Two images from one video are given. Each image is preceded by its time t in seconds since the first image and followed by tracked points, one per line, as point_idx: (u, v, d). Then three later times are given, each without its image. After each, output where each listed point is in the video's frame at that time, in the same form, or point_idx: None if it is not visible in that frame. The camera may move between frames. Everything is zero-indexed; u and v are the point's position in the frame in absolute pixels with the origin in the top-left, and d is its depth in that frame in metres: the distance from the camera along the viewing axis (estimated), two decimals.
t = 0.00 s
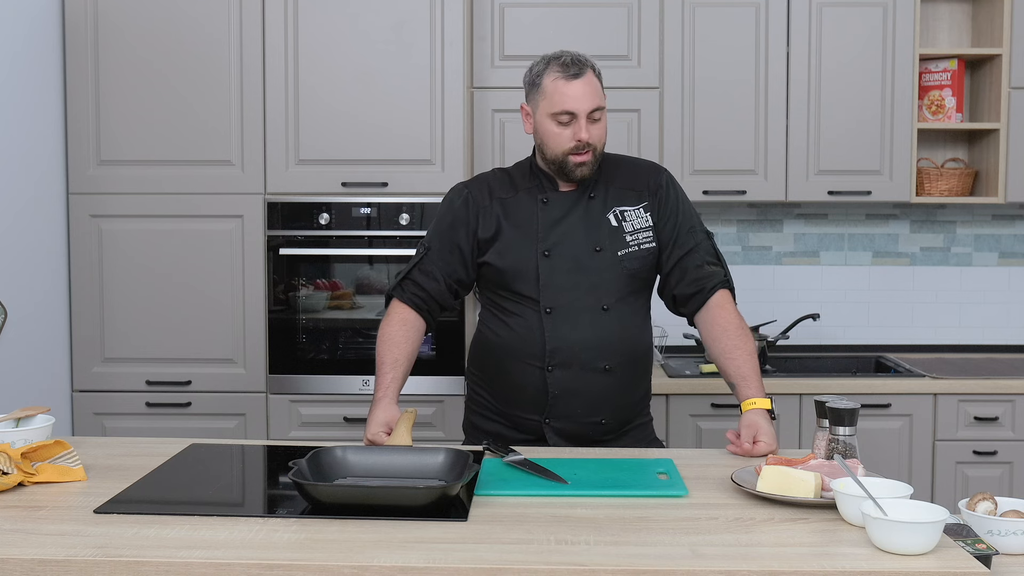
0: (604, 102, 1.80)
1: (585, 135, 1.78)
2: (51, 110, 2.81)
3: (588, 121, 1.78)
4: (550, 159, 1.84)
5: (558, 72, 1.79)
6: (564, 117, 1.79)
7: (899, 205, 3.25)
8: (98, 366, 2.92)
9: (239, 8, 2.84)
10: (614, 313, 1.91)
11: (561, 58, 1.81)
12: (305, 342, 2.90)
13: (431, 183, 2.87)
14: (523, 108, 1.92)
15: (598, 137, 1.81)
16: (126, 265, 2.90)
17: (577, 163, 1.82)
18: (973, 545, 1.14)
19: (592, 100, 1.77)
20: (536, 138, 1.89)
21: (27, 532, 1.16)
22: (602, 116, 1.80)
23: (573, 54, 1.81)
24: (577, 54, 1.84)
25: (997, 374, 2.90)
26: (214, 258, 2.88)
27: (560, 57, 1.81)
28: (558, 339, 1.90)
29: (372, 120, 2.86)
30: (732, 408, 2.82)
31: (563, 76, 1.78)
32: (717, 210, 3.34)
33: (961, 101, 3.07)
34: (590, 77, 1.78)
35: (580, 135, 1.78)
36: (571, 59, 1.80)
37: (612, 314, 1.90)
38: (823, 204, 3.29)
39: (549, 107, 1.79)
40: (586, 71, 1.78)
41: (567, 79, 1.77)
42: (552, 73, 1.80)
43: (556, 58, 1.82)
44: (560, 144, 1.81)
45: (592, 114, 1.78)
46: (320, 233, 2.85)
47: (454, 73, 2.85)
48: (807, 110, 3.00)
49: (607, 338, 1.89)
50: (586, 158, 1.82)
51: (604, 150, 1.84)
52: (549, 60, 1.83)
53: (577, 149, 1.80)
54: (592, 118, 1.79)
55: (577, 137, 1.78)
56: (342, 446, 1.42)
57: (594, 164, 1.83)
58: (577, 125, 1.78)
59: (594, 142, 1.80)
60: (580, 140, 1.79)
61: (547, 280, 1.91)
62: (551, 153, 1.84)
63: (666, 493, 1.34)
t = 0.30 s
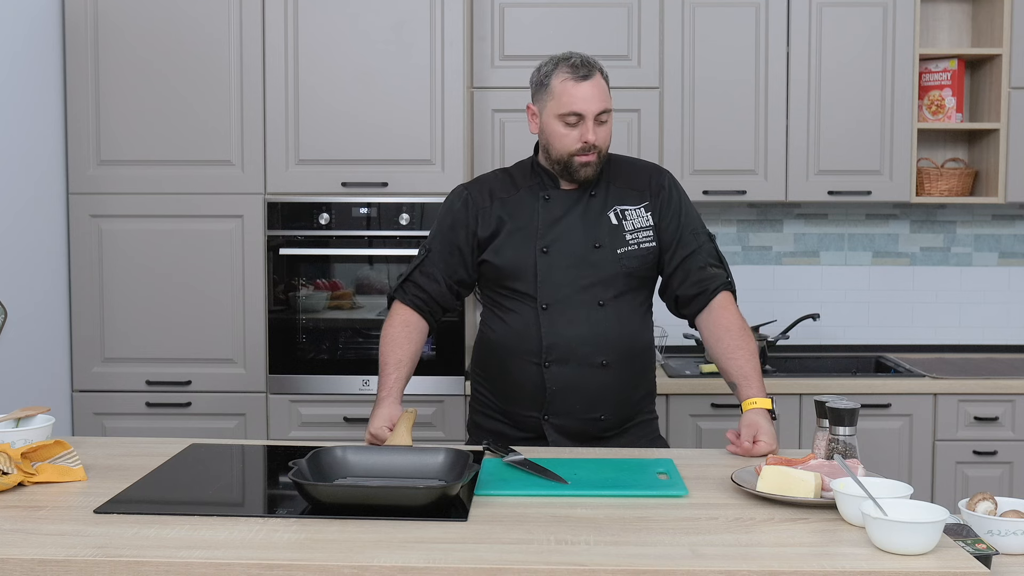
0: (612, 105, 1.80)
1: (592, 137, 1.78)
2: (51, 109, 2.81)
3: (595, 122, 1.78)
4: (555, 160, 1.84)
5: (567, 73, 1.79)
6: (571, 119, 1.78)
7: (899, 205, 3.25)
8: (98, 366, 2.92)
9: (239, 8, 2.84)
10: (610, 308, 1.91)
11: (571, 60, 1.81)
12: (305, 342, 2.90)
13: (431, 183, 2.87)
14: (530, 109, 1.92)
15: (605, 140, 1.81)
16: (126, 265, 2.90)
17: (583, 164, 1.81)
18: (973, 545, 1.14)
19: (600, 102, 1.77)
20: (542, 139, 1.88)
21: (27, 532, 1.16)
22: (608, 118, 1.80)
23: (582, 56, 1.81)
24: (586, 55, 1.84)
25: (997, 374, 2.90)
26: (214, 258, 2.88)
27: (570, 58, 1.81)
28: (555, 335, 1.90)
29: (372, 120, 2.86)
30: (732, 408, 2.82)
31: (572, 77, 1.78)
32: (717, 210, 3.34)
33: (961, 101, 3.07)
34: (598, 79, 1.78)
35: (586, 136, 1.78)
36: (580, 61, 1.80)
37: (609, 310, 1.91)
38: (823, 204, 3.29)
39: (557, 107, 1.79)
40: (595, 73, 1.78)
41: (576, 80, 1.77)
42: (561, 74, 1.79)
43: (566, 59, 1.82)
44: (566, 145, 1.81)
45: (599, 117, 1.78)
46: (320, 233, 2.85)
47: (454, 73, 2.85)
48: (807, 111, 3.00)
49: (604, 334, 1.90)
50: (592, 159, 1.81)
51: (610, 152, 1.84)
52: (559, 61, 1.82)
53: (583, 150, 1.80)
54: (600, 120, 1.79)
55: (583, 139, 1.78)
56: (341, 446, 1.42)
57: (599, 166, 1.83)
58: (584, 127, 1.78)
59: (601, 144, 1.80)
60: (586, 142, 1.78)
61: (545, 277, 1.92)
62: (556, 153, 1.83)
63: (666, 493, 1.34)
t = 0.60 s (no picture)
0: (613, 97, 1.80)
1: (592, 130, 1.78)
2: (51, 109, 2.81)
3: (596, 116, 1.78)
4: (557, 154, 1.84)
5: (567, 68, 1.79)
6: (572, 112, 1.78)
7: (899, 205, 3.25)
8: (98, 366, 2.92)
9: (239, 8, 2.84)
10: (610, 305, 1.91)
11: (571, 54, 1.81)
12: (305, 342, 2.89)
13: (431, 183, 2.87)
14: (531, 105, 1.92)
15: (606, 133, 1.81)
16: (126, 265, 2.90)
17: (585, 157, 1.82)
18: (973, 545, 1.14)
19: (600, 95, 1.77)
20: (543, 134, 1.89)
21: (27, 532, 1.16)
22: (609, 111, 1.80)
23: (582, 51, 1.81)
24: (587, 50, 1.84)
25: (997, 374, 2.90)
26: (214, 258, 2.88)
27: (570, 53, 1.81)
28: (554, 332, 1.90)
29: (372, 120, 2.86)
30: (732, 408, 2.82)
31: (572, 70, 1.78)
32: (717, 210, 3.34)
33: (961, 101, 3.07)
34: (598, 73, 1.78)
35: (586, 129, 1.78)
36: (580, 55, 1.80)
37: (608, 307, 1.91)
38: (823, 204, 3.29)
39: (558, 101, 1.79)
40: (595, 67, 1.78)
41: (576, 73, 1.77)
42: (561, 69, 1.79)
43: (566, 54, 1.82)
44: (567, 138, 1.81)
45: (599, 110, 1.78)
46: (320, 233, 2.85)
47: (454, 73, 2.85)
48: (807, 111, 3.00)
49: (603, 331, 1.90)
50: (593, 152, 1.81)
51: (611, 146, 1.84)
52: (559, 56, 1.82)
53: (585, 144, 1.80)
54: (601, 114, 1.78)
55: (584, 132, 1.78)
56: (341, 446, 1.42)
57: (601, 159, 1.83)
58: (584, 120, 1.78)
59: (602, 137, 1.80)
60: (587, 135, 1.78)
61: (545, 274, 1.92)
62: (557, 147, 1.84)
63: (666, 493, 1.34)
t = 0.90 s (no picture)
0: (613, 97, 1.80)
1: (591, 129, 1.77)
2: (51, 109, 2.81)
3: (596, 115, 1.78)
4: (555, 152, 1.84)
5: (568, 66, 1.79)
6: (571, 110, 1.78)
7: (899, 205, 3.25)
8: (98, 366, 2.92)
9: (239, 8, 2.84)
10: (614, 305, 1.91)
11: (572, 53, 1.81)
12: (305, 342, 2.90)
13: (431, 183, 2.87)
14: (532, 104, 1.91)
15: (605, 133, 1.80)
16: (126, 265, 2.90)
17: (583, 156, 1.82)
18: (973, 545, 1.14)
19: (600, 94, 1.77)
20: (542, 132, 1.89)
21: (27, 532, 1.16)
22: (608, 111, 1.80)
23: (583, 50, 1.81)
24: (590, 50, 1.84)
25: (998, 374, 2.90)
26: (214, 258, 2.88)
27: (571, 52, 1.81)
28: (559, 332, 1.90)
29: (372, 120, 2.86)
30: (732, 408, 2.82)
31: (573, 69, 1.78)
32: (717, 210, 3.34)
33: (961, 101, 3.07)
34: (599, 72, 1.78)
35: (584, 128, 1.78)
36: (581, 54, 1.80)
37: (613, 306, 1.91)
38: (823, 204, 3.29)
39: (558, 100, 1.79)
40: (595, 65, 1.78)
41: (576, 72, 1.77)
42: (562, 67, 1.79)
43: (566, 53, 1.82)
44: (565, 136, 1.81)
45: (599, 109, 1.78)
46: (320, 233, 2.85)
47: (454, 73, 2.85)
48: (807, 111, 3.00)
49: (608, 331, 1.90)
50: (591, 151, 1.81)
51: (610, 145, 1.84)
52: (561, 55, 1.82)
53: (584, 143, 1.80)
54: (600, 113, 1.78)
55: (583, 131, 1.78)
56: (341, 446, 1.42)
57: (599, 158, 1.83)
58: (584, 119, 1.78)
59: (601, 137, 1.80)
60: (586, 134, 1.78)
61: (549, 275, 1.92)
62: (556, 145, 1.84)
63: (666, 493, 1.34)
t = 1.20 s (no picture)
0: (613, 99, 1.79)
1: (591, 131, 1.78)
2: (51, 109, 2.81)
3: (596, 117, 1.78)
4: (558, 155, 1.84)
5: (566, 69, 1.79)
6: (571, 113, 1.79)
7: (899, 205, 3.25)
8: (98, 366, 2.92)
9: (239, 8, 2.84)
10: (619, 305, 1.91)
11: (571, 55, 1.81)
12: (305, 342, 2.90)
13: (431, 183, 2.87)
14: (535, 106, 1.92)
15: (606, 134, 1.80)
16: (126, 265, 2.90)
17: (586, 158, 1.81)
18: (973, 545, 1.14)
19: (599, 96, 1.76)
20: (546, 135, 1.89)
21: (27, 532, 1.16)
22: (610, 112, 1.79)
23: (582, 52, 1.81)
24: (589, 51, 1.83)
25: (998, 374, 2.90)
26: (214, 259, 2.88)
27: (570, 54, 1.81)
28: (562, 331, 1.90)
29: (372, 120, 2.86)
30: (732, 408, 2.82)
31: (571, 72, 1.78)
32: (717, 210, 3.34)
33: (961, 101, 3.07)
34: (598, 73, 1.78)
35: (585, 131, 1.78)
36: (579, 56, 1.79)
37: (617, 306, 1.90)
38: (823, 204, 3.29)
39: (558, 103, 1.79)
40: (594, 67, 1.78)
41: (575, 74, 1.77)
42: (561, 70, 1.79)
43: (566, 55, 1.82)
44: (567, 139, 1.81)
45: (599, 111, 1.77)
46: (320, 233, 2.85)
47: (454, 73, 2.84)
48: (807, 111, 3.00)
49: (611, 330, 1.89)
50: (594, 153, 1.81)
51: (614, 146, 1.84)
52: (560, 57, 1.82)
53: (586, 145, 1.80)
54: (600, 115, 1.78)
55: (583, 134, 1.78)
56: (341, 446, 1.42)
57: (603, 160, 1.83)
58: (584, 121, 1.78)
59: (602, 139, 1.80)
60: (587, 137, 1.78)
61: (553, 274, 1.92)
62: (559, 148, 1.84)
63: (666, 493, 1.34)
